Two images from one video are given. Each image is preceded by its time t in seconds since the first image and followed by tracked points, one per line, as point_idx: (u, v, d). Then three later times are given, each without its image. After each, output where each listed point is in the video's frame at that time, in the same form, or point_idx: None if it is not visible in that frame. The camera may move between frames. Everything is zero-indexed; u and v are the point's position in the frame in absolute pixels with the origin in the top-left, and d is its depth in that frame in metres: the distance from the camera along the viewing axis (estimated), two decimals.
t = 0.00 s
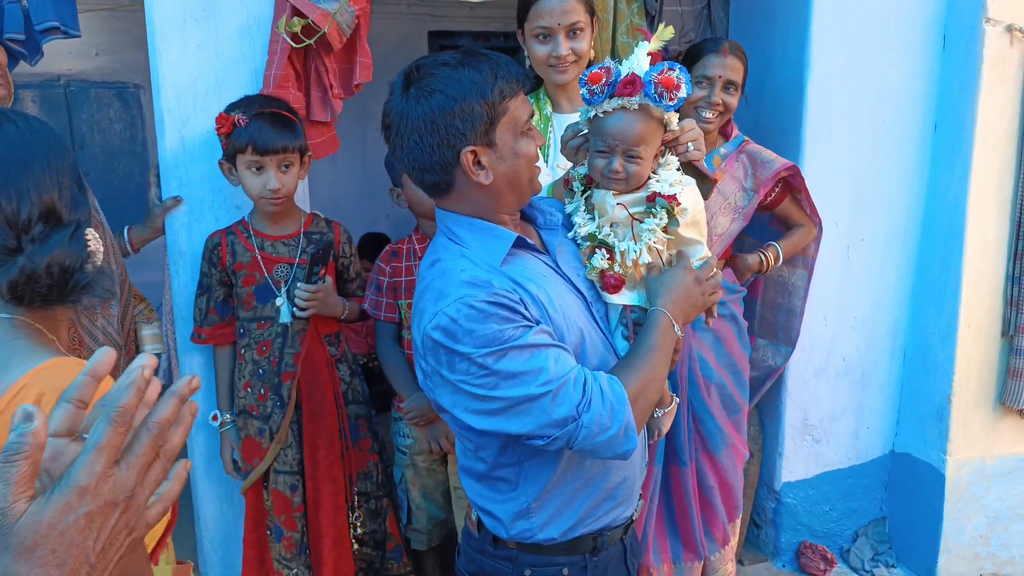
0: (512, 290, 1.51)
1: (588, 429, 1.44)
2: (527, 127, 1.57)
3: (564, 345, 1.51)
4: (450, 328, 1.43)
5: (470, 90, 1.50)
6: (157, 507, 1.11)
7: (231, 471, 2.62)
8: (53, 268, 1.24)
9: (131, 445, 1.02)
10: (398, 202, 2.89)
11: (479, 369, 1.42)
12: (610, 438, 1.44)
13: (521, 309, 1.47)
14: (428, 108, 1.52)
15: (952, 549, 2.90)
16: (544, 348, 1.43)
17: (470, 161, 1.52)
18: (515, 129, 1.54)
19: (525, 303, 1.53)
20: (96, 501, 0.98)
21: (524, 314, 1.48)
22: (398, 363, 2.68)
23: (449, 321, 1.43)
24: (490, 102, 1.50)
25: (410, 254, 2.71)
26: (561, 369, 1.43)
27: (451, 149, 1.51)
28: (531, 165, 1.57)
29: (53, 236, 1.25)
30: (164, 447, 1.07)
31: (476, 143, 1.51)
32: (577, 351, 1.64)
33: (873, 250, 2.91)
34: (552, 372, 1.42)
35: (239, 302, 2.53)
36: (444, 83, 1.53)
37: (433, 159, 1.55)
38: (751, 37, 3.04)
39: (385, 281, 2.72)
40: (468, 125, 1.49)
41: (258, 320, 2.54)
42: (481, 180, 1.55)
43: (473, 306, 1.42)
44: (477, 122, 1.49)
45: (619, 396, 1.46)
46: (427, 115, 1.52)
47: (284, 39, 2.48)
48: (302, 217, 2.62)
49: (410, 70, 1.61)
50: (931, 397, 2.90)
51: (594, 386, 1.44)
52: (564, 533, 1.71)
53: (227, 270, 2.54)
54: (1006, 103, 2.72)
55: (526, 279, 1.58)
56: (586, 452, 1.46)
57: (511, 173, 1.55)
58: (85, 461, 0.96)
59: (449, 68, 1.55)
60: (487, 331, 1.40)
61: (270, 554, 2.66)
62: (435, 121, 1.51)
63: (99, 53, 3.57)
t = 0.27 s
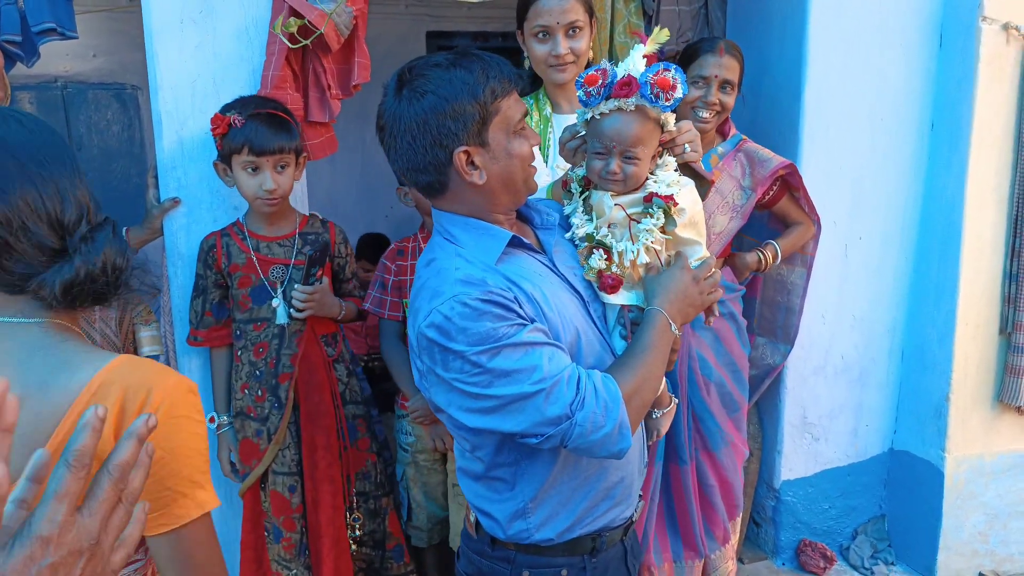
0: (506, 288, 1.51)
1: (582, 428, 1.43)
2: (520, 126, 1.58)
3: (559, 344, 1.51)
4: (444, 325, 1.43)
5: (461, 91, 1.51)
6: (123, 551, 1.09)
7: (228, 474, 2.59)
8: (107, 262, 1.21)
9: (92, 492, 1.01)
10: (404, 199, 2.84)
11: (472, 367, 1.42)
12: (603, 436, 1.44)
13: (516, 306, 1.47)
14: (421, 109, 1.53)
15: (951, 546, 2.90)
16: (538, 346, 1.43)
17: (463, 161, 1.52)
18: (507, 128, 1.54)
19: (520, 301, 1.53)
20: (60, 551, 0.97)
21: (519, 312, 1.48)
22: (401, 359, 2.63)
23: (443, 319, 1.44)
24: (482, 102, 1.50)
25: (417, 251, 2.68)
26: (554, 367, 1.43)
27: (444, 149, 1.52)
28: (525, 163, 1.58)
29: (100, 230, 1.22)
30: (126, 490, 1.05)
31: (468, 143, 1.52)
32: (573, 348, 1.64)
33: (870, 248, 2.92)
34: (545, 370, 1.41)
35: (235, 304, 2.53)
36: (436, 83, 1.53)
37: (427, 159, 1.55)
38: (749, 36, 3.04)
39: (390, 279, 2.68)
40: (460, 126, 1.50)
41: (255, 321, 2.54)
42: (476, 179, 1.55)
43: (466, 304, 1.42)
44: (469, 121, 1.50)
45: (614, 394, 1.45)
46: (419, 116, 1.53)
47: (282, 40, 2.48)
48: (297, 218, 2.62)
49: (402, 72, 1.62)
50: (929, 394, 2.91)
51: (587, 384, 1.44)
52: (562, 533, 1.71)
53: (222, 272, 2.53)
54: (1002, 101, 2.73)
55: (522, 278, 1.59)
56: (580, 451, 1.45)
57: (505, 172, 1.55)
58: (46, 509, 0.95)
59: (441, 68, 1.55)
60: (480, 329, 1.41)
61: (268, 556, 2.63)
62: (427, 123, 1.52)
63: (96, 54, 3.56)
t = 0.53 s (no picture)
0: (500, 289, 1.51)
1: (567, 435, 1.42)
2: (514, 123, 1.57)
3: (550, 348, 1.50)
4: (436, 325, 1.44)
5: (450, 91, 1.51)
6: (164, 538, 1.06)
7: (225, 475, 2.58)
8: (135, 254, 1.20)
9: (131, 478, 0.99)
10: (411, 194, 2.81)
11: (461, 368, 1.42)
12: (588, 444, 1.42)
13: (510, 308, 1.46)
14: (411, 110, 1.53)
15: (949, 544, 2.91)
16: (530, 349, 1.43)
17: (456, 161, 1.53)
18: (499, 126, 1.54)
19: (515, 302, 1.52)
20: (94, 537, 0.96)
21: (512, 314, 1.47)
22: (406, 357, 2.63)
23: (435, 319, 1.44)
24: (472, 102, 1.50)
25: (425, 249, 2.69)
26: (542, 372, 1.42)
27: (436, 150, 1.53)
28: (521, 161, 1.58)
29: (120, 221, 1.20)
30: (166, 475, 1.03)
31: (461, 144, 1.52)
32: (568, 350, 1.64)
33: (867, 247, 2.92)
34: (534, 374, 1.40)
35: (233, 304, 2.53)
36: (426, 85, 1.54)
37: (420, 159, 1.57)
38: (745, 35, 3.05)
39: (396, 275, 2.67)
40: (451, 127, 1.50)
41: (252, 322, 2.54)
42: (469, 179, 1.56)
43: (459, 304, 1.43)
44: (460, 121, 1.50)
45: (601, 403, 1.44)
46: (410, 118, 1.53)
47: (280, 40, 2.48)
48: (293, 218, 2.62)
49: (394, 74, 1.62)
50: (926, 392, 2.91)
51: (574, 391, 1.43)
52: (558, 533, 1.72)
53: (219, 272, 2.53)
54: (998, 99, 2.73)
55: (516, 279, 1.58)
56: (566, 458, 1.45)
57: (500, 171, 1.55)
58: (81, 495, 0.94)
59: (431, 69, 1.55)
60: (472, 330, 1.41)
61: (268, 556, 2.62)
62: (417, 124, 1.53)
63: (92, 55, 3.56)
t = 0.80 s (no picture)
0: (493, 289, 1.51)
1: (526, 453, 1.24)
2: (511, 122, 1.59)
3: (529, 353, 1.33)
4: (418, 329, 1.44)
5: (415, 95, 1.58)
6: (282, 543, 0.92)
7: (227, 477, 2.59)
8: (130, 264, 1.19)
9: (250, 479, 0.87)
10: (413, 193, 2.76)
11: (435, 374, 1.39)
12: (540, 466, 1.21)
13: (492, 313, 1.41)
14: (394, 107, 1.65)
15: (950, 543, 2.90)
16: (494, 353, 1.31)
17: (419, 163, 1.63)
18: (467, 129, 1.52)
19: (504, 305, 1.49)
20: (203, 542, 0.84)
21: (496, 318, 1.41)
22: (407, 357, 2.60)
23: (416, 323, 1.44)
24: (429, 107, 1.55)
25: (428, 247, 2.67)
26: (504, 382, 1.28)
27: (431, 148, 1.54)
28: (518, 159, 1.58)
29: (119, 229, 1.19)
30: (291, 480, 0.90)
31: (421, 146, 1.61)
32: (565, 352, 1.60)
33: (866, 246, 2.92)
34: (494, 384, 1.29)
35: (233, 305, 2.52)
36: (422, 85, 1.57)
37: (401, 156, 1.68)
38: (743, 36, 3.05)
39: (398, 273, 2.64)
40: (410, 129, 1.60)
41: (252, 322, 2.54)
42: (432, 181, 1.63)
43: (440, 309, 1.41)
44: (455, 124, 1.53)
45: (547, 423, 1.18)
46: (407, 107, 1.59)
47: (280, 41, 2.48)
48: (293, 218, 2.62)
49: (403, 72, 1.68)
50: (926, 391, 2.91)
51: (533, 403, 1.22)
52: (560, 533, 1.72)
53: (219, 272, 2.52)
54: (996, 98, 2.74)
55: (513, 280, 1.59)
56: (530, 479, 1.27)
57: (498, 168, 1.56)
58: (195, 495, 0.84)
59: (422, 67, 1.62)
60: (447, 335, 1.38)
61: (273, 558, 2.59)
62: (394, 123, 1.66)
63: (91, 56, 3.56)
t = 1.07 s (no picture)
0: (490, 291, 1.52)
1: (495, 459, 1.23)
2: (507, 123, 1.62)
3: (509, 354, 1.30)
4: (413, 334, 1.48)
5: (410, 98, 1.61)
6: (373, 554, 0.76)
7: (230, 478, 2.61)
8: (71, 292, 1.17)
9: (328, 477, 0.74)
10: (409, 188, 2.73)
11: (428, 377, 1.42)
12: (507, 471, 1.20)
13: (482, 316, 1.41)
14: (395, 109, 1.69)
15: (950, 543, 2.90)
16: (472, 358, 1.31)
17: (417, 165, 1.67)
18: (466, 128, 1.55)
19: (499, 307, 1.50)
20: (258, 543, 0.72)
21: (487, 321, 1.42)
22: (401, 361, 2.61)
23: (411, 328, 1.49)
24: (422, 111, 1.58)
25: (415, 249, 2.67)
26: (481, 387, 1.28)
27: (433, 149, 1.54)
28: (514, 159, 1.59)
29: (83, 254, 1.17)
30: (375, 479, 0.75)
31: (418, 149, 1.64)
32: (565, 354, 1.60)
33: (865, 247, 2.92)
34: (472, 389, 1.29)
35: (234, 306, 2.53)
36: (423, 86, 1.59)
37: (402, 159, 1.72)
38: (742, 37, 3.05)
39: (388, 277, 2.64)
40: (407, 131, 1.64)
41: (254, 323, 2.54)
42: (428, 184, 1.67)
43: (433, 313, 1.44)
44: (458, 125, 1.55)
45: (506, 430, 1.17)
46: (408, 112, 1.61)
47: (280, 44, 2.49)
48: (295, 220, 2.63)
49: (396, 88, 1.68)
50: (926, 391, 2.91)
51: (501, 408, 1.21)
52: (561, 534, 1.73)
53: (221, 273, 2.53)
54: (995, 97, 2.74)
55: (511, 282, 1.60)
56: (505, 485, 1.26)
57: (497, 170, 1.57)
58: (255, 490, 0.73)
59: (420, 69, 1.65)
60: (437, 340, 1.40)
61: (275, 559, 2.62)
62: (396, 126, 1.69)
63: (91, 59, 3.58)
